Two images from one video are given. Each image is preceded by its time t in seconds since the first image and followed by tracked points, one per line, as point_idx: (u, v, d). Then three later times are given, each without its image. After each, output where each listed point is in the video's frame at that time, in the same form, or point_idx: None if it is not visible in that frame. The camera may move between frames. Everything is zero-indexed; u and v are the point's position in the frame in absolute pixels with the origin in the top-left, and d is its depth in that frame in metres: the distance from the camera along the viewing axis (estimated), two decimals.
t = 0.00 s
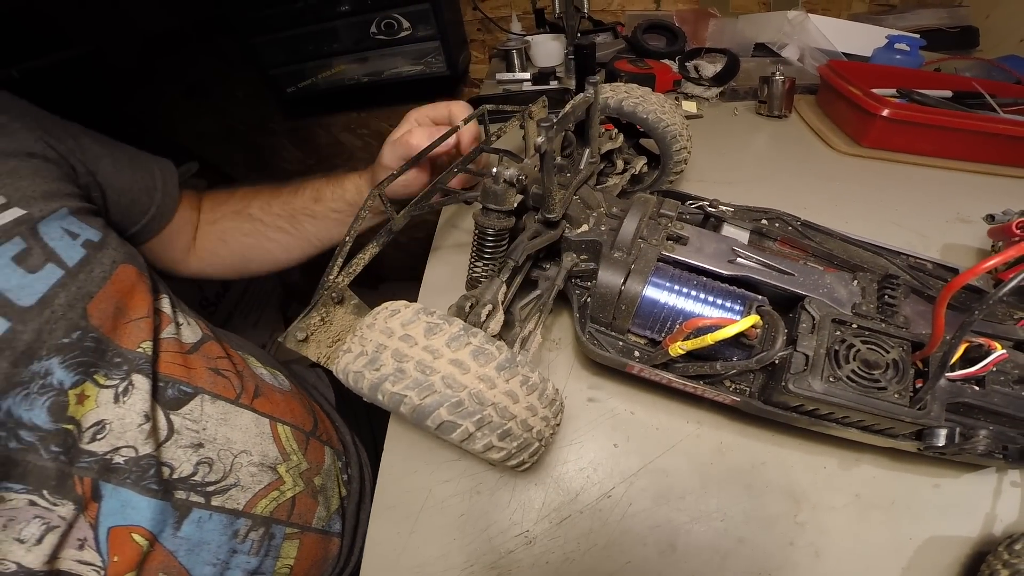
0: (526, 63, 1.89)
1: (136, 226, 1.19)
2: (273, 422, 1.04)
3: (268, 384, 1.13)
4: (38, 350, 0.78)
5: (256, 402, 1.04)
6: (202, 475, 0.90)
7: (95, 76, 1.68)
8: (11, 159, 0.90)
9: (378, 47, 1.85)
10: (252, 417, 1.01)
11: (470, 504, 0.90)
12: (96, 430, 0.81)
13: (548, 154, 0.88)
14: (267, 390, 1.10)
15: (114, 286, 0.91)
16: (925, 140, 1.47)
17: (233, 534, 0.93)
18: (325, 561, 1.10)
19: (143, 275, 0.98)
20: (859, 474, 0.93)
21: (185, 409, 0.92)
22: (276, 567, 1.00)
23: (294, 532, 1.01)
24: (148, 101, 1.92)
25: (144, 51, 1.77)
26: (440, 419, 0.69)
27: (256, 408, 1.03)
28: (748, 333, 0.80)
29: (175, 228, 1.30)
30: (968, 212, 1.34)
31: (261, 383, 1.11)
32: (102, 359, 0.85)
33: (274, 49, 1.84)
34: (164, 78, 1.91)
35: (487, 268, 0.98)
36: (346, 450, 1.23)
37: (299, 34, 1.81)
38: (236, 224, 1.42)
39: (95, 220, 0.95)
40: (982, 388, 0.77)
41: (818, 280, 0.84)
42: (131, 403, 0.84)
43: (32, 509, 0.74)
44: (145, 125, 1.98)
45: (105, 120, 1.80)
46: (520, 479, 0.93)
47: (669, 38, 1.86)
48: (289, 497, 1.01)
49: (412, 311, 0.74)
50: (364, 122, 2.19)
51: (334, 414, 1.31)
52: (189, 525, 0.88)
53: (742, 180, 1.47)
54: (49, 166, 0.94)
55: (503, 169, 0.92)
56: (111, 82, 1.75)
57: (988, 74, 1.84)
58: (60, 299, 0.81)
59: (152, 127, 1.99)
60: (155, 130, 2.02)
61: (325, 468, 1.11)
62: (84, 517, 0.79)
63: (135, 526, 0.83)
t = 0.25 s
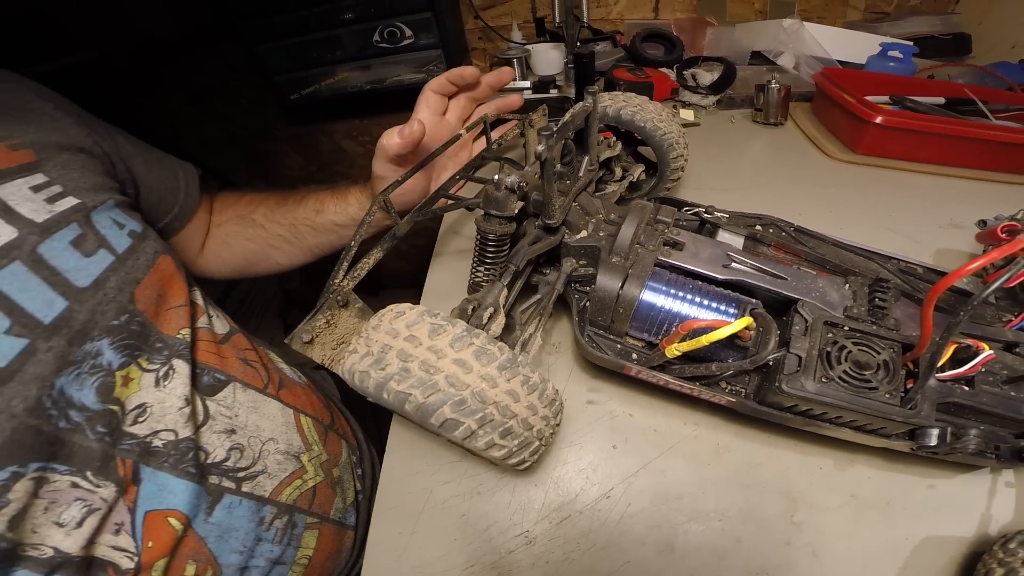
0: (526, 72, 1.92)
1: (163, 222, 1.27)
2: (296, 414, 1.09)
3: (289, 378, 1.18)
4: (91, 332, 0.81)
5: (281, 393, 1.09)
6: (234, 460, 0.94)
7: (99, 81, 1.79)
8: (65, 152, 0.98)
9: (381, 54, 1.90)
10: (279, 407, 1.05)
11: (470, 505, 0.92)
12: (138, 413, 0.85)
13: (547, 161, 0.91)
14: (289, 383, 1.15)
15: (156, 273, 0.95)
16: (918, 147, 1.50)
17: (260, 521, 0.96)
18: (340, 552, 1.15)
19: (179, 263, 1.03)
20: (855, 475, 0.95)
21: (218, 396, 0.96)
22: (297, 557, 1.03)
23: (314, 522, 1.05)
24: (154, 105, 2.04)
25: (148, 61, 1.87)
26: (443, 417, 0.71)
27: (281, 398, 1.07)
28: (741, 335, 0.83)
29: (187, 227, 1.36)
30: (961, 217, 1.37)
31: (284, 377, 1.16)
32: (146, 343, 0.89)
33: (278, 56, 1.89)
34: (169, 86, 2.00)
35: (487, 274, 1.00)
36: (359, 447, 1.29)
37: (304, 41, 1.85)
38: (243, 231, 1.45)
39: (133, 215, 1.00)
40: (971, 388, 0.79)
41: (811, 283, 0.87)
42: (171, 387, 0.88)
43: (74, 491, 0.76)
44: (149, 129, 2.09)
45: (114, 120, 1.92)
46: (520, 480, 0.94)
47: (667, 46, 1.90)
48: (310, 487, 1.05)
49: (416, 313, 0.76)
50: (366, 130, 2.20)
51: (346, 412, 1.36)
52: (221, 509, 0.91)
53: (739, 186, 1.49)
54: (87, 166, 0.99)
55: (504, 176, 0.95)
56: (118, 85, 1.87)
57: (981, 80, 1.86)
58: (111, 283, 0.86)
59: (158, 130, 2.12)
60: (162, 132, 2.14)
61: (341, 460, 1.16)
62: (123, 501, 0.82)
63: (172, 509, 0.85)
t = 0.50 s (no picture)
0: (526, 65, 1.89)
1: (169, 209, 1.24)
2: (305, 405, 1.08)
3: (298, 370, 1.17)
4: (110, 319, 0.81)
5: (291, 383, 1.08)
6: (246, 450, 0.94)
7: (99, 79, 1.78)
8: (80, 141, 0.95)
9: (379, 48, 1.87)
10: (290, 398, 1.04)
11: (469, 504, 0.91)
12: (155, 401, 0.85)
13: (548, 156, 0.88)
14: (298, 374, 1.13)
15: (170, 262, 0.94)
16: (923, 142, 1.48)
17: (270, 512, 0.96)
18: (345, 545, 1.15)
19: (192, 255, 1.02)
20: (858, 475, 0.94)
21: (232, 385, 0.95)
22: (305, 547, 1.04)
23: (322, 513, 1.05)
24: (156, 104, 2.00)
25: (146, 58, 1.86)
26: (440, 419, 0.70)
27: (292, 389, 1.06)
28: (746, 334, 0.81)
29: (192, 214, 1.33)
30: (966, 213, 1.35)
31: (292, 368, 1.14)
32: (162, 334, 0.88)
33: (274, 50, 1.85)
34: (171, 86, 1.98)
35: (486, 270, 0.99)
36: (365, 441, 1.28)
37: (301, 35, 1.82)
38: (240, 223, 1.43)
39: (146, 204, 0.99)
40: (979, 388, 0.77)
41: (817, 281, 0.85)
42: (187, 375, 0.88)
43: (92, 481, 0.76)
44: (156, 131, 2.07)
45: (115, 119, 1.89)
46: (519, 479, 0.93)
47: (669, 40, 1.87)
48: (319, 478, 1.04)
49: (413, 312, 0.74)
50: (363, 124, 2.18)
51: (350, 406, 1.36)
52: (234, 500, 0.91)
53: (741, 182, 1.47)
54: (104, 154, 0.98)
55: (503, 171, 0.92)
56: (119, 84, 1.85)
57: (986, 77, 1.84)
58: (129, 271, 0.86)
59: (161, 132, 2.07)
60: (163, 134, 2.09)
61: (348, 452, 1.16)
62: (139, 491, 0.82)
63: (187, 499, 0.86)
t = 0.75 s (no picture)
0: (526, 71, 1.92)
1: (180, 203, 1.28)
2: (316, 401, 1.12)
3: (308, 367, 1.21)
4: (127, 307, 0.84)
5: (303, 379, 1.12)
6: (258, 444, 0.97)
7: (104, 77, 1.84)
8: (99, 135, 0.98)
9: (382, 54, 1.90)
10: (302, 393, 1.08)
11: (471, 505, 0.92)
12: (169, 393, 0.87)
13: (548, 161, 0.90)
14: (308, 371, 1.18)
15: (185, 255, 0.97)
16: (918, 147, 1.50)
17: (281, 508, 0.99)
18: (353, 543, 1.19)
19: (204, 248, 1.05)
20: (855, 475, 0.95)
21: (247, 378, 0.99)
22: (315, 544, 1.07)
23: (332, 509, 1.09)
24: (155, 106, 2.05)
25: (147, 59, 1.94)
26: (442, 417, 0.71)
27: (303, 384, 1.10)
28: (741, 336, 0.83)
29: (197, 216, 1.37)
30: (961, 217, 1.37)
31: (303, 364, 1.18)
32: (177, 324, 0.91)
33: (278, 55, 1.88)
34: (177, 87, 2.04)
35: (488, 274, 1.00)
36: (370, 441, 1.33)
37: (304, 41, 1.85)
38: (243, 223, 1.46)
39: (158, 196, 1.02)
40: (971, 388, 0.79)
41: (811, 284, 0.87)
42: (201, 367, 0.91)
43: (105, 473, 0.78)
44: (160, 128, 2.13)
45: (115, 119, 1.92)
46: (520, 480, 0.94)
47: (667, 46, 1.90)
48: (329, 474, 1.08)
49: (416, 314, 0.76)
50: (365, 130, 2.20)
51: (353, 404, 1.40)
52: (246, 494, 0.94)
53: (738, 187, 1.49)
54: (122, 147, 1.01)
55: (504, 177, 0.95)
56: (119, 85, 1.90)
57: (980, 80, 1.87)
58: (145, 262, 0.89)
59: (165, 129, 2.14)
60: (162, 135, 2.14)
61: (356, 449, 1.20)
62: (152, 484, 0.84)
63: (198, 493, 0.88)
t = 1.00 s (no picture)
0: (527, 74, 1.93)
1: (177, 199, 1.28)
2: (318, 393, 1.13)
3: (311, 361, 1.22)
4: (112, 294, 0.82)
5: (304, 371, 1.13)
6: (259, 437, 0.97)
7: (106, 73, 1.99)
8: (88, 126, 0.97)
9: (384, 57, 1.91)
10: (302, 384, 1.09)
11: (472, 505, 0.93)
12: (160, 382, 0.85)
13: (549, 164, 0.91)
14: (311, 362, 1.19)
15: (178, 243, 0.96)
16: (916, 149, 1.51)
17: (285, 503, 0.99)
18: (359, 540, 1.21)
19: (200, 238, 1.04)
20: (853, 475, 0.96)
21: (247, 369, 0.99)
22: (320, 540, 1.08)
23: (338, 504, 1.11)
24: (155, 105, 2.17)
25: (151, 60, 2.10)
26: (445, 416, 0.72)
27: (304, 376, 1.11)
28: (741, 336, 0.83)
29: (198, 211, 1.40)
30: (959, 219, 1.38)
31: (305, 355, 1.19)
32: (169, 310, 0.89)
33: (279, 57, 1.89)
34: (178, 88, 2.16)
35: (489, 276, 1.01)
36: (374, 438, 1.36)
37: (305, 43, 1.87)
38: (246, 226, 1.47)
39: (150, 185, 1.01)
40: (968, 389, 0.79)
41: (809, 286, 0.87)
42: (194, 356, 0.89)
43: (88, 467, 0.76)
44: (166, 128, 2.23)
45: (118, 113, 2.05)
46: (520, 480, 0.95)
47: (668, 49, 1.91)
48: (334, 468, 1.10)
49: (418, 314, 0.77)
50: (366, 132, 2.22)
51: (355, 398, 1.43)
52: (247, 489, 0.94)
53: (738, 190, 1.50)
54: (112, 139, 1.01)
55: (505, 179, 0.96)
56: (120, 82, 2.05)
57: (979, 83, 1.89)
58: (133, 247, 0.87)
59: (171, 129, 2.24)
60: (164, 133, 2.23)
61: (360, 443, 1.23)
62: (143, 478, 0.83)
63: (193, 488, 0.87)
